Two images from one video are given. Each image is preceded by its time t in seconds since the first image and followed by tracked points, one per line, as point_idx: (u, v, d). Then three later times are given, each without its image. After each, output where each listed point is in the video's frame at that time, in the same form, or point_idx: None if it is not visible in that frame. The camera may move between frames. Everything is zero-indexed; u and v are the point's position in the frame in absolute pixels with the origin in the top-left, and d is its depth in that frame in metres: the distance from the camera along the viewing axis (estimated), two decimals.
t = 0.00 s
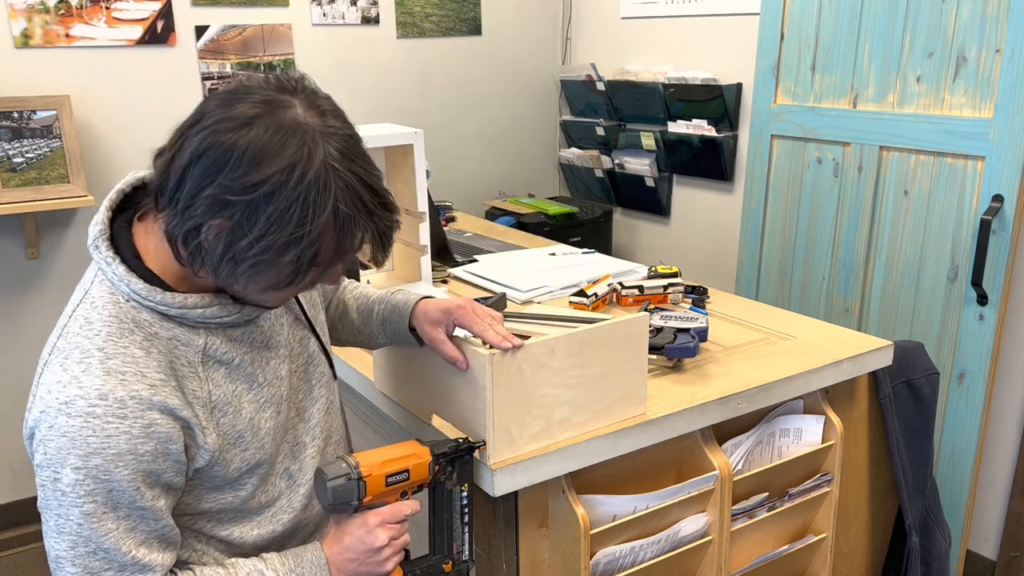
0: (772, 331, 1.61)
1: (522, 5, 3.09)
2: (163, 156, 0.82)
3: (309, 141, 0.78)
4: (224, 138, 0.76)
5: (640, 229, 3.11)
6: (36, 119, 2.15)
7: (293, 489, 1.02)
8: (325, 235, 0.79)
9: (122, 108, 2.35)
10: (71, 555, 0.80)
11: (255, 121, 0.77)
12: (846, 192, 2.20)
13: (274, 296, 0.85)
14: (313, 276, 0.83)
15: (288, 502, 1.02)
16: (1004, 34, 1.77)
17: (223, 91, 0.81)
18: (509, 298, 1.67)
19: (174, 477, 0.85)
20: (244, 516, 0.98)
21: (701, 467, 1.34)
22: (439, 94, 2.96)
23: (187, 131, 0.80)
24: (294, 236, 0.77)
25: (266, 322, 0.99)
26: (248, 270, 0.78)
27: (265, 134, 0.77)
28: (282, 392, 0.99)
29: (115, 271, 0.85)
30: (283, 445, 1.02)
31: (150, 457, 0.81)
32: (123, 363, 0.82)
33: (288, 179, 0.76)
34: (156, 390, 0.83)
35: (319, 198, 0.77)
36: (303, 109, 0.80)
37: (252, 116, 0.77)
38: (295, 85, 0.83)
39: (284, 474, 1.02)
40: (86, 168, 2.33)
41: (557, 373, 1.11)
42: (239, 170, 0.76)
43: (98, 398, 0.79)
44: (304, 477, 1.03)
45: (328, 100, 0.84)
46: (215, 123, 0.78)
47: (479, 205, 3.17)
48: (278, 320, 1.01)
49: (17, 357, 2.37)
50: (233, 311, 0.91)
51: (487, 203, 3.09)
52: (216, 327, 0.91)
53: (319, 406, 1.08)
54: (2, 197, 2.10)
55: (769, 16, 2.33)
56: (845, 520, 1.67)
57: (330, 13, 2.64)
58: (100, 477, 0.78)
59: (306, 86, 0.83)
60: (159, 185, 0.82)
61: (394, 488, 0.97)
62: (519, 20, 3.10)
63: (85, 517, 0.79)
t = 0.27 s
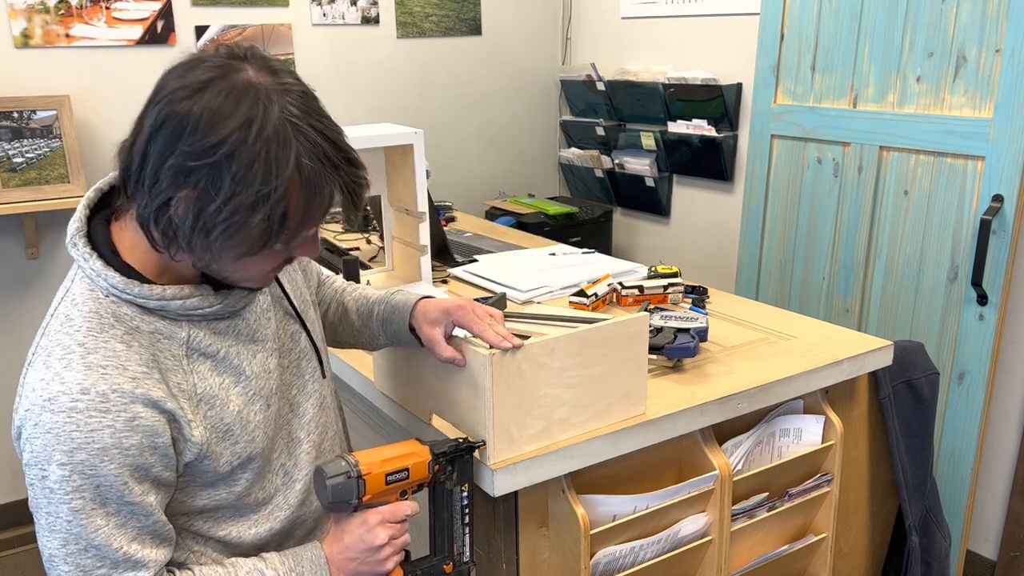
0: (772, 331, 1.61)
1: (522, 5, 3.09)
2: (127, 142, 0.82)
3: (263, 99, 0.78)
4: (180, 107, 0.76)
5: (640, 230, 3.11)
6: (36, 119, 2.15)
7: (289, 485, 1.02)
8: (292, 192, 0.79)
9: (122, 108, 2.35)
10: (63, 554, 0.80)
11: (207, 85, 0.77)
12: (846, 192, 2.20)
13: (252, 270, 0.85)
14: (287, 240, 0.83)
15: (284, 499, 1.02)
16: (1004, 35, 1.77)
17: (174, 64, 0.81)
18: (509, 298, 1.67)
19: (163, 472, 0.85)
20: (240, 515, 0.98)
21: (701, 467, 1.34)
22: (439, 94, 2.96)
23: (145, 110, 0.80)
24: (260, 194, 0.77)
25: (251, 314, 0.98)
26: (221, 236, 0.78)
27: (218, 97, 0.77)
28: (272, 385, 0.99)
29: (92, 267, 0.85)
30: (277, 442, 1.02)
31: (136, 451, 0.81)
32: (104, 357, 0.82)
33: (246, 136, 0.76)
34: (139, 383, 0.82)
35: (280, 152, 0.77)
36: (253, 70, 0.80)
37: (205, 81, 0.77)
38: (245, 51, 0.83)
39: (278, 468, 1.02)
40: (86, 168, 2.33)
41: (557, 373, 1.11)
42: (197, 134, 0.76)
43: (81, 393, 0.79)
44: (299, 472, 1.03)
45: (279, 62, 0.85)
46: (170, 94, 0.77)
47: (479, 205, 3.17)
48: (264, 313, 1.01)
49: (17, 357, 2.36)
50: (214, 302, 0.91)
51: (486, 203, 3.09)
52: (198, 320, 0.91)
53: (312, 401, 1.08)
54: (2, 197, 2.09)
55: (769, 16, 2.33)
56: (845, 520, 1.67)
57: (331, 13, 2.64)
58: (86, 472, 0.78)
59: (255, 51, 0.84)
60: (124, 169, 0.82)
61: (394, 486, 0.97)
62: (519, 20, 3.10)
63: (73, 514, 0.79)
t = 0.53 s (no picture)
0: (772, 331, 1.61)
1: (522, 5, 3.09)
2: (113, 135, 0.83)
3: (241, 81, 0.78)
4: (160, 94, 0.77)
5: (640, 230, 3.11)
6: (36, 119, 2.15)
7: (285, 484, 1.02)
8: (275, 173, 0.79)
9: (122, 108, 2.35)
10: (59, 550, 0.80)
11: (186, 71, 0.78)
12: (846, 192, 2.20)
13: (242, 258, 0.85)
14: (273, 226, 0.82)
15: (279, 498, 1.02)
16: (1004, 35, 1.77)
17: (155, 54, 0.81)
18: (509, 298, 1.67)
19: (158, 468, 0.85)
20: (237, 514, 0.98)
21: (701, 467, 1.34)
22: (439, 94, 2.96)
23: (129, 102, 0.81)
24: (243, 176, 0.77)
25: (247, 312, 0.98)
26: (206, 222, 0.78)
27: (198, 81, 0.77)
28: (268, 383, 0.99)
29: (86, 263, 0.85)
30: (274, 440, 1.03)
31: (130, 447, 0.81)
32: (97, 353, 0.82)
33: (226, 118, 0.76)
34: (131, 379, 0.82)
35: (260, 133, 0.77)
36: (232, 55, 0.81)
37: (184, 68, 0.78)
38: (225, 38, 0.83)
39: (274, 466, 1.02)
40: (86, 168, 2.33)
41: (557, 373, 1.11)
42: (178, 119, 0.76)
43: (73, 389, 0.79)
44: (295, 471, 1.03)
45: (259, 48, 0.85)
46: (151, 82, 0.78)
47: (479, 205, 3.17)
48: (259, 311, 1.01)
49: (17, 357, 2.36)
50: (207, 298, 0.91)
51: (486, 203, 3.09)
52: (192, 316, 0.91)
53: (310, 400, 1.08)
54: (2, 197, 2.09)
55: (769, 16, 2.33)
56: (844, 520, 1.67)
57: (331, 13, 2.64)
58: (80, 468, 0.78)
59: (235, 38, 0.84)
60: (110, 163, 0.83)
61: (394, 485, 0.97)
62: (519, 20, 3.10)
63: (67, 510, 0.79)
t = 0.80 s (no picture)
0: (772, 331, 1.61)
1: (522, 5, 3.09)
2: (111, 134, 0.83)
3: (240, 78, 0.78)
4: (159, 91, 0.77)
5: (640, 230, 3.11)
6: (36, 119, 2.15)
7: (285, 483, 1.02)
8: (275, 169, 0.79)
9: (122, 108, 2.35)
10: (60, 550, 0.80)
11: (184, 69, 0.78)
12: (846, 192, 2.20)
13: (242, 255, 0.85)
14: (273, 223, 0.82)
15: (279, 498, 1.02)
16: (1004, 35, 1.77)
17: (152, 52, 0.82)
18: (509, 298, 1.67)
19: (159, 468, 0.85)
20: (236, 514, 0.98)
21: (701, 467, 1.34)
22: (439, 94, 2.96)
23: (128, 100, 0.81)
24: (243, 172, 0.77)
25: (247, 312, 0.98)
26: (206, 219, 0.78)
27: (196, 78, 0.77)
28: (268, 383, 0.99)
29: (86, 263, 0.85)
30: (274, 440, 1.03)
31: (130, 447, 0.81)
32: (98, 353, 0.82)
33: (225, 115, 0.76)
34: (132, 379, 0.82)
35: (260, 129, 0.77)
36: (229, 52, 0.81)
37: (182, 65, 0.78)
38: (222, 36, 0.84)
39: (274, 466, 1.02)
40: (86, 168, 2.33)
41: (557, 373, 1.11)
42: (177, 116, 0.76)
43: (74, 389, 0.79)
44: (295, 471, 1.03)
45: (257, 46, 0.85)
46: (149, 80, 0.78)
47: (479, 205, 3.17)
48: (260, 311, 1.01)
49: (17, 357, 2.36)
50: (207, 298, 0.91)
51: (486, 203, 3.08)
52: (192, 316, 0.91)
53: (310, 400, 1.08)
54: (2, 197, 2.09)
55: (769, 16, 2.33)
56: (845, 520, 1.67)
57: (331, 13, 2.64)
58: (81, 468, 0.78)
59: (232, 36, 0.84)
60: (109, 162, 0.83)
61: (394, 485, 0.97)
62: (519, 20, 3.10)
63: (68, 510, 0.79)
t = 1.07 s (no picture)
0: (772, 331, 1.61)
1: (522, 4, 3.09)
2: (111, 135, 0.83)
3: (240, 78, 0.78)
4: (159, 92, 0.77)
5: (640, 230, 3.11)
6: (36, 119, 2.15)
7: (286, 484, 1.03)
8: (276, 169, 0.79)
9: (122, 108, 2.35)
10: (60, 550, 0.80)
11: (184, 69, 0.78)
12: (846, 192, 2.20)
13: (244, 256, 0.85)
14: (275, 223, 0.82)
15: (280, 498, 1.02)
16: (1004, 35, 1.77)
17: (152, 53, 0.82)
18: (509, 298, 1.67)
19: (159, 469, 0.85)
20: (237, 514, 0.98)
21: (701, 467, 1.34)
22: (439, 94, 2.96)
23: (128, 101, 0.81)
24: (244, 172, 0.77)
25: (248, 312, 0.98)
26: (208, 220, 0.78)
27: (197, 79, 0.77)
28: (268, 382, 0.99)
29: (86, 264, 0.85)
30: (275, 439, 1.03)
31: (131, 448, 0.81)
32: (98, 354, 0.82)
33: (226, 115, 0.76)
34: (132, 380, 0.82)
35: (261, 129, 0.77)
36: (229, 52, 0.81)
37: (182, 65, 0.78)
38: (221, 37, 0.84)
39: (275, 466, 1.02)
40: (86, 168, 2.33)
41: (558, 373, 1.11)
42: (177, 117, 0.76)
43: (74, 389, 0.79)
44: (295, 471, 1.03)
45: (256, 46, 0.85)
46: (149, 81, 0.78)
47: (479, 205, 3.17)
48: (260, 311, 1.00)
49: (17, 357, 2.36)
50: (207, 298, 0.91)
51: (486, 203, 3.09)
52: (193, 316, 0.91)
53: (310, 400, 1.08)
54: (2, 197, 2.09)
55: (769, 16, 2.33)
56: (844, 520, 1.67)
57: (331, 13, 2.64)
58: (80, 468, 0.78)
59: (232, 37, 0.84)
60: (109, 163, 0.83)
61: (396, 485, 0.97)
62: (519, 20, 3.10)
63: (68, 510, 0.79)
